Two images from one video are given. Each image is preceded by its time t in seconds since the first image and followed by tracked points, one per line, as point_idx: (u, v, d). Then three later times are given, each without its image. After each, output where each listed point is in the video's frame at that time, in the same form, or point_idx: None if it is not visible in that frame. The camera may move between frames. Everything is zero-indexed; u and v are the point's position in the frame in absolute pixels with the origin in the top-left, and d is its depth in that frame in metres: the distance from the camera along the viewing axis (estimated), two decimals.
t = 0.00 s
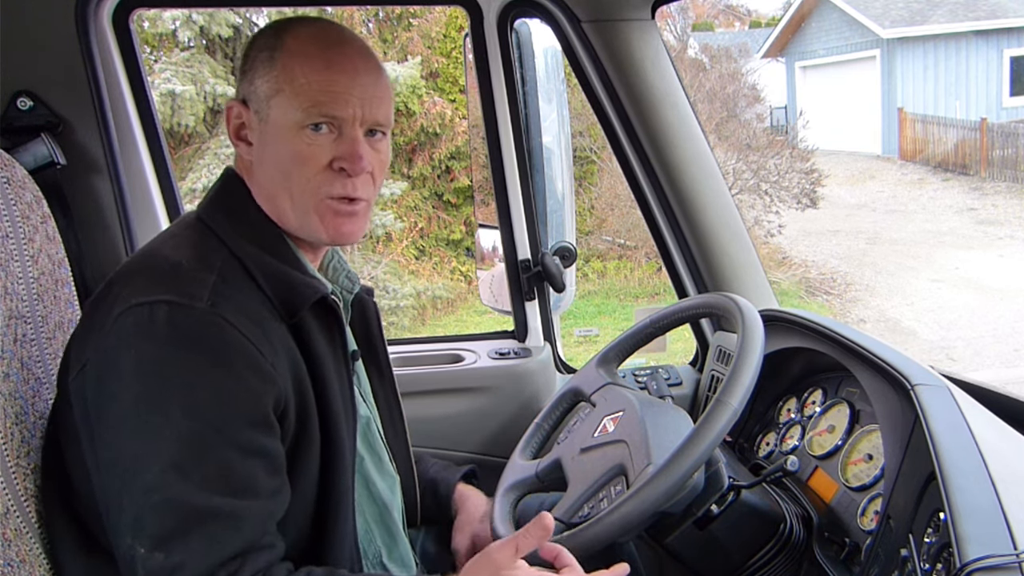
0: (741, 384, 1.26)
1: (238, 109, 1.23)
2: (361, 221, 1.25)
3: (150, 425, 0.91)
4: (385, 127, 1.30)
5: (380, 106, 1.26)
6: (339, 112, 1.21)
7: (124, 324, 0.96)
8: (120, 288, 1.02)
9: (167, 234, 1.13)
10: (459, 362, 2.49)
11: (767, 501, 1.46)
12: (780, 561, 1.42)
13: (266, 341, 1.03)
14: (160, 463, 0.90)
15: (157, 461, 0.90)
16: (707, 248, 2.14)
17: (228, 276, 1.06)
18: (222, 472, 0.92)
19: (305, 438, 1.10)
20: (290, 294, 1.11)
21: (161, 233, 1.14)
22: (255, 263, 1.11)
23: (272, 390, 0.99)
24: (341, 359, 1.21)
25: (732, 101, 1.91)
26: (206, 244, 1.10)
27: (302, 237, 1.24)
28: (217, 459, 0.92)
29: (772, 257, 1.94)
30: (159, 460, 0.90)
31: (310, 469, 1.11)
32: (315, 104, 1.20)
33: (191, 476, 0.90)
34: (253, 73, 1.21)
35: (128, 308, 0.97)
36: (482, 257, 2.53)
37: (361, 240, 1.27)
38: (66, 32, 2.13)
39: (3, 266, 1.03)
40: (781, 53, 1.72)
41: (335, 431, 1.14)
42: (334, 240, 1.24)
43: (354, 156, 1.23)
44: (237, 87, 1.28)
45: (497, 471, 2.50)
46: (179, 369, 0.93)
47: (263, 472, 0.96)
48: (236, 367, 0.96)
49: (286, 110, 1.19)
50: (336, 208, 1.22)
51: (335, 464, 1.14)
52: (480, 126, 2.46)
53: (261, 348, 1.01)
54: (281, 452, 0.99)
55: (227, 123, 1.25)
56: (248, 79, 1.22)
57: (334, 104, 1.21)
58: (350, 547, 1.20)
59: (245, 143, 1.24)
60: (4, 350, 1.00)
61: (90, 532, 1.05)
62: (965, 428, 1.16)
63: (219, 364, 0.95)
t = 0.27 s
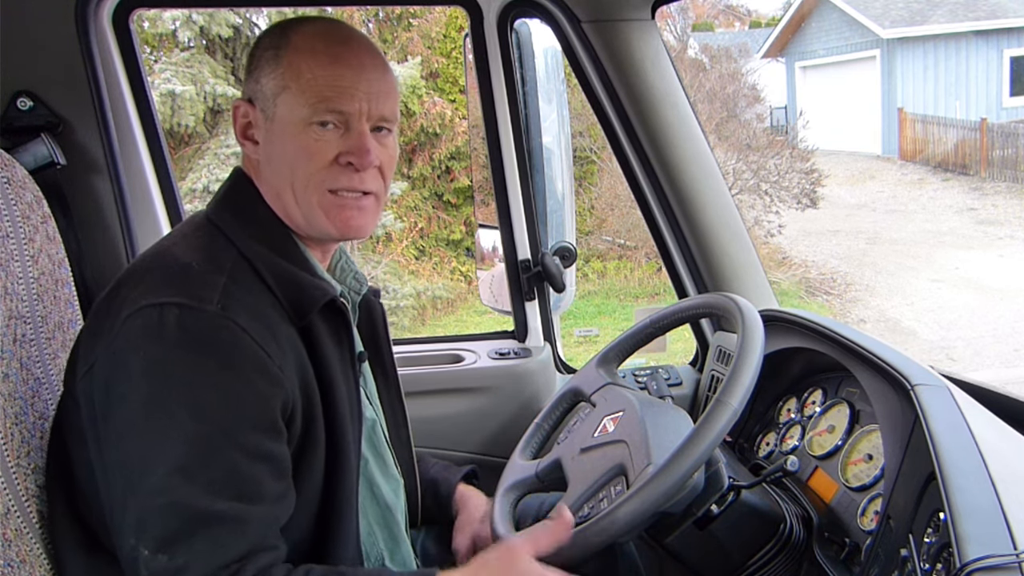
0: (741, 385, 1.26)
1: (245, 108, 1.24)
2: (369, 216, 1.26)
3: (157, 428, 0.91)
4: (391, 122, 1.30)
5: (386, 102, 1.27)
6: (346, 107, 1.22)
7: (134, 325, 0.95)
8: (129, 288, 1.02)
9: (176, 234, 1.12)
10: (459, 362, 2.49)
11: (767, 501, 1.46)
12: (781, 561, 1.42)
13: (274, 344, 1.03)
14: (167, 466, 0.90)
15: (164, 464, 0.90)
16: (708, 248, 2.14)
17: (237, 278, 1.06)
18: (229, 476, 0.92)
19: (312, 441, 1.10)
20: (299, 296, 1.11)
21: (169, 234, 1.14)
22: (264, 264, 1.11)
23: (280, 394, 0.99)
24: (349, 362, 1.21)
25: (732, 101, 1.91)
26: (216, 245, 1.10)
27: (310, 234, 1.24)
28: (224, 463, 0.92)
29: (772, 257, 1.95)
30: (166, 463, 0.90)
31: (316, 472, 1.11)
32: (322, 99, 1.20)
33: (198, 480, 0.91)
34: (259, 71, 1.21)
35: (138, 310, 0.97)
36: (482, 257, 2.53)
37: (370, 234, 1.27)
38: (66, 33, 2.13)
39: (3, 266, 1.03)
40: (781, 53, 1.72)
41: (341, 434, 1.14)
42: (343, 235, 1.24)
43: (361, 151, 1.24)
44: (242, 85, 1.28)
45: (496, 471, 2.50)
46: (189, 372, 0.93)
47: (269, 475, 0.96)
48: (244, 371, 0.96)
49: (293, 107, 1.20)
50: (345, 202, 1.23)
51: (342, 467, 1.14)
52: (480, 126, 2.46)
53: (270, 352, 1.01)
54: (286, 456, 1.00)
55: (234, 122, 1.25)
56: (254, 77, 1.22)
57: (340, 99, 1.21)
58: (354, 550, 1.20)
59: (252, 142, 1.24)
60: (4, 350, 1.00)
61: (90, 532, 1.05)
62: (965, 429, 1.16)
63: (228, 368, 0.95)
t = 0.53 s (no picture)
0: (741, 385, 1.26)
1: (253, 107, 1.23)
2: (364, 229, 1.28)
3: (147, 425, 0.90)
4: (399, 138, 1.31)
5: (395, 117, 1.26)
6: (355, 123, 1.22)
7: (127, 323, 0.96)
8: (124, 288, 1.02)
9: (172, 234, 1.13)
10: (459, 362, 2.49)
11: (767, 500, 1.46)
12: (781, 561, 1.42)
13: (267, 344, 1.02)
14: (153, 462, 0.89)
15: (150, 458, 0.89)
16: (707, 248, 2.14)
17: (230, 277, 1.06)
18: (215, 473, 0.90)
19: (310, 445, 1.09)
20: (293, 296, 1.11)
21: (166, 234, 1.14)
22: (258, 264, 1.11)
23: (271, 394, 0.98)
24: (346, 364, 1.21)
25: (732, 101, 1.91)
26: (210, 245, 1.10)
27: (305, 243, 1.25)
28: (210, 458, 0.90)
29: (772, 257, 1.95)
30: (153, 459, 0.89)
31: (315, 475, 1.10)
32: (332, 113, 1.20)
33: (184, 476, 0.89)
34: (270, 76, 1.21)
35: (131, 307, 0.97)
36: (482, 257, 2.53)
37: (364, 249, 1.30)
38: (66, 33, 2.13)
39: (3, 266, 1.03)
40: (781, 53, 1.72)
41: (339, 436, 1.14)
42: (337, 247, 1.26)
43: (365, 168, 1.25)
44: (251, 81, 1.27)
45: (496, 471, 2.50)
46: (179, 368, 0.93)
47: (258, 473, 0.94)
48: (235, 368, 0.96)
49: (302, 118, 1.20)
50: (343, 218, 1.24)
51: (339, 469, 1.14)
52: (480, 126, 2.46)
53: (262, 351, 1.00)
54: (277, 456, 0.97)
55: (240, 119, 1.25)
56: (264, 81, 1.22)
57: (350, 115, 1.21)
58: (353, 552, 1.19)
59: (257, 143, 1.24)
60: (4, 350, 1.00)
61: (90, 532, 1.05)
62: (965, 428, 1.16)
63: (218, 365, 0.95)
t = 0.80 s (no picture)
0: (741, 385, 1.26)
1: (239, 108, 1.23)
2: (367, 215, 1.26)
3: (151, 430, 0.91)
4: (387, 124, 1.30)
5: (380, 103, 1.26)
6: (341, 110, 1.22)
7: (127, 327, 0.95)
8: (123, 290, 1.02)
9: (171, 235, 1.13)
10: (459, 362, 2.49)
11: (767, 501, 1.46)
12: (781, 561, 1.42)
13: (268, 343, 1.02)
14: (161, 468, 0.90)
15: (157, 465, 0.90)
16: (707, 248, 2.14)
17: (230, 278, 1.06)
18: (223, 477, 0.92)
19: (308, 443, 1.10)
20: (293, 296, 1.11)
21: (164, 234, 1.14)
22: (258, 265, 1.11)
23: (274, 396, 0.99)
24: (343, 361, 1.21)
25: (732, 101, 1.91)
26: (210, 247, 1.10)
27: (307, 235, 1.24)
28: (217, 464, 0.92)
29: (772, 257, 1.95)
30: (160, 466, 0.90)
31: (312, 473, 1.11)
32: (318, 102, 1.20)
33: (192, 482, 0.90)
34: (254, 72, 1.21)
35: (131, 312, 0.97)
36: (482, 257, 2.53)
37: (368, 235, 1.27)
38: (66, 32, 2.13)
39: (3, 266, 1.03)
40: (781, 53, 1.72)
41: (338, 434, 1.14)
42: (340, 236, 1.25)
43: (357, 154, 1.24)
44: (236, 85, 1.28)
45: (497, 471, 2.50)
46: (182, 374, 0.93)
47: (263, 476, 0.95)
48: (238, 372, 0.96)
49: (288, 110, 1.19)
50: (342, 204, 1.23)
51: (340, 468, 1.14)
52: (480, 126, 2.46)
53: (264, 351, 1.00)
54: (281, 457, 0.99)
55: (228, 122, 1.25)
56: (248, 79, 1.22)
57: (336, 102, 1.21)
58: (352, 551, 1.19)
59: (247, 143, 1.24)
60: (4, 350, 1.00)
61: (90, 533, 1.05)
62: (965, 428, 1.16)
63: (221, 369, 0.95)
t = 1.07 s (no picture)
0: (741, 385, 1.26)
1: (235, 106, 1.24)
2: (361, 212, 1.26)
3: (150, 429, 0.91)
4: (382, 120, 1.30)
5: (375, 99, 1.26)
6: (335, 106, 1.22)
7: (126, 326, 0.95)
8: (122, 288, 1.02)
9: (169, 233, 1.13)
10: (459, 362, 2.49)
11: (767, 501, 1.46)
12: (781, 561, 1.42)
13: (266, 341, 1.02)
14: (160, 465, 0.90)
15: (157, 462, 0.90)
16: (707, 248, 2.14)
17: (228, 276, 1.06)
18: (222, 475, 0.92)
19: (306, 441, 1.10)
20: (292, 294, 1.11)
21: (163, 232, 1.14)
22: (256, 263, 1.11)
23: (272, 392, 0.99)
24: (341, 359, 1.21)
25: (732, 101, 1.91)
26: (208, 245, 1.10)
27: (301, 232, 1.24)
28: (217, 461, 0.92)
29: (772, 257, 1.95)
30: (159, 463, 0.90)
31: (310, 470, 1.11)
32: (312, 98, 1.20)
33: (191, 479, 0.90)
34: (249, 70, 1.21)
35: (129, 310, 0.97)
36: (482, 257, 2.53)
37: (362, 232, 1.28)
38: (66, 32, 2.13)
39: (3, 266, 1.03)
40: (781, 53, 1.72)
41: (336, 431, 1.14)
42: (334, 233, 1.25)
43: (352, 150, 1.24)
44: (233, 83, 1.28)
45: (497, 471, 2.50)
46: (180, 372, 0.92)
47: (263, 473, 0.95)
48: (236, 369, 0.96)
49: (283, 107, 1.20)
50: (336, 201, 1.23)
51: (338, 466, 1.14)
52: (480, 126, 2.46)
53: (262, 349, 1.00)
54: (280, 454, 0.99)
55: (224, 120, 1.26)
56: (243, 76, 1.22)
57: (330, 98, 1.21)
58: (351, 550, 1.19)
59: (242, 141, 1.24)
60: (4, 350, 1.00)
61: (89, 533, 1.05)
62: (965, 428, 1.16)
63: (219, 367, 0.95)
